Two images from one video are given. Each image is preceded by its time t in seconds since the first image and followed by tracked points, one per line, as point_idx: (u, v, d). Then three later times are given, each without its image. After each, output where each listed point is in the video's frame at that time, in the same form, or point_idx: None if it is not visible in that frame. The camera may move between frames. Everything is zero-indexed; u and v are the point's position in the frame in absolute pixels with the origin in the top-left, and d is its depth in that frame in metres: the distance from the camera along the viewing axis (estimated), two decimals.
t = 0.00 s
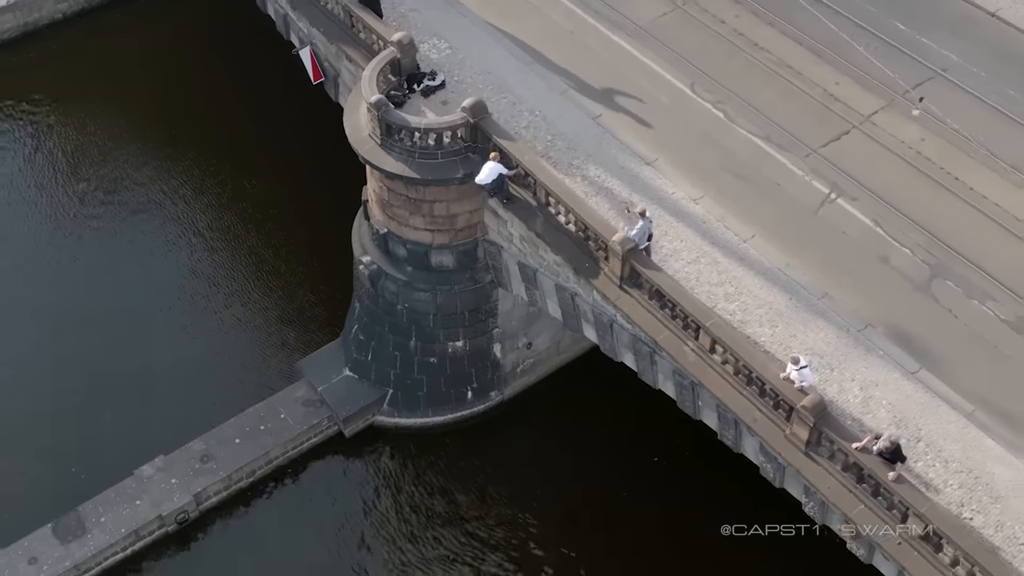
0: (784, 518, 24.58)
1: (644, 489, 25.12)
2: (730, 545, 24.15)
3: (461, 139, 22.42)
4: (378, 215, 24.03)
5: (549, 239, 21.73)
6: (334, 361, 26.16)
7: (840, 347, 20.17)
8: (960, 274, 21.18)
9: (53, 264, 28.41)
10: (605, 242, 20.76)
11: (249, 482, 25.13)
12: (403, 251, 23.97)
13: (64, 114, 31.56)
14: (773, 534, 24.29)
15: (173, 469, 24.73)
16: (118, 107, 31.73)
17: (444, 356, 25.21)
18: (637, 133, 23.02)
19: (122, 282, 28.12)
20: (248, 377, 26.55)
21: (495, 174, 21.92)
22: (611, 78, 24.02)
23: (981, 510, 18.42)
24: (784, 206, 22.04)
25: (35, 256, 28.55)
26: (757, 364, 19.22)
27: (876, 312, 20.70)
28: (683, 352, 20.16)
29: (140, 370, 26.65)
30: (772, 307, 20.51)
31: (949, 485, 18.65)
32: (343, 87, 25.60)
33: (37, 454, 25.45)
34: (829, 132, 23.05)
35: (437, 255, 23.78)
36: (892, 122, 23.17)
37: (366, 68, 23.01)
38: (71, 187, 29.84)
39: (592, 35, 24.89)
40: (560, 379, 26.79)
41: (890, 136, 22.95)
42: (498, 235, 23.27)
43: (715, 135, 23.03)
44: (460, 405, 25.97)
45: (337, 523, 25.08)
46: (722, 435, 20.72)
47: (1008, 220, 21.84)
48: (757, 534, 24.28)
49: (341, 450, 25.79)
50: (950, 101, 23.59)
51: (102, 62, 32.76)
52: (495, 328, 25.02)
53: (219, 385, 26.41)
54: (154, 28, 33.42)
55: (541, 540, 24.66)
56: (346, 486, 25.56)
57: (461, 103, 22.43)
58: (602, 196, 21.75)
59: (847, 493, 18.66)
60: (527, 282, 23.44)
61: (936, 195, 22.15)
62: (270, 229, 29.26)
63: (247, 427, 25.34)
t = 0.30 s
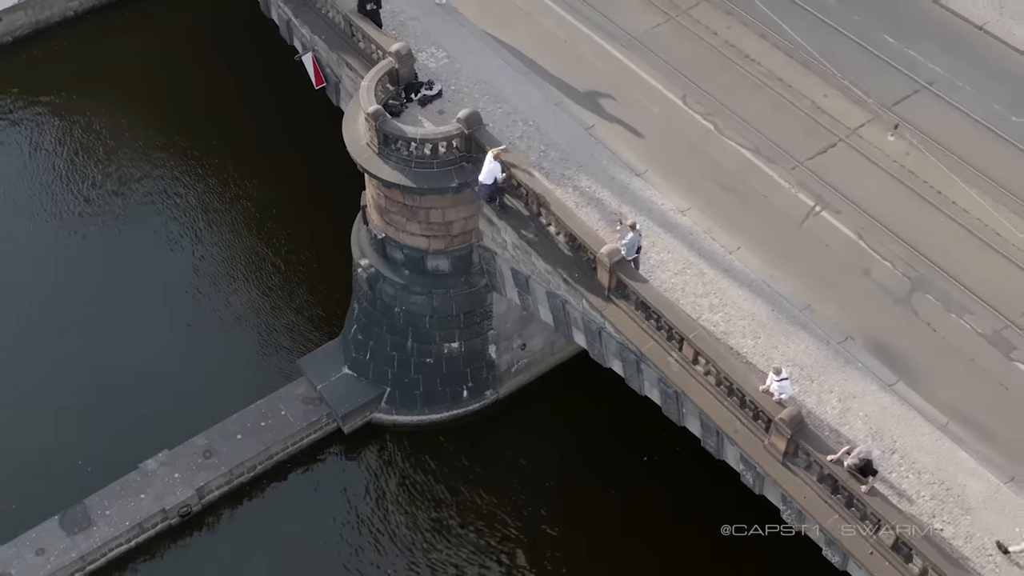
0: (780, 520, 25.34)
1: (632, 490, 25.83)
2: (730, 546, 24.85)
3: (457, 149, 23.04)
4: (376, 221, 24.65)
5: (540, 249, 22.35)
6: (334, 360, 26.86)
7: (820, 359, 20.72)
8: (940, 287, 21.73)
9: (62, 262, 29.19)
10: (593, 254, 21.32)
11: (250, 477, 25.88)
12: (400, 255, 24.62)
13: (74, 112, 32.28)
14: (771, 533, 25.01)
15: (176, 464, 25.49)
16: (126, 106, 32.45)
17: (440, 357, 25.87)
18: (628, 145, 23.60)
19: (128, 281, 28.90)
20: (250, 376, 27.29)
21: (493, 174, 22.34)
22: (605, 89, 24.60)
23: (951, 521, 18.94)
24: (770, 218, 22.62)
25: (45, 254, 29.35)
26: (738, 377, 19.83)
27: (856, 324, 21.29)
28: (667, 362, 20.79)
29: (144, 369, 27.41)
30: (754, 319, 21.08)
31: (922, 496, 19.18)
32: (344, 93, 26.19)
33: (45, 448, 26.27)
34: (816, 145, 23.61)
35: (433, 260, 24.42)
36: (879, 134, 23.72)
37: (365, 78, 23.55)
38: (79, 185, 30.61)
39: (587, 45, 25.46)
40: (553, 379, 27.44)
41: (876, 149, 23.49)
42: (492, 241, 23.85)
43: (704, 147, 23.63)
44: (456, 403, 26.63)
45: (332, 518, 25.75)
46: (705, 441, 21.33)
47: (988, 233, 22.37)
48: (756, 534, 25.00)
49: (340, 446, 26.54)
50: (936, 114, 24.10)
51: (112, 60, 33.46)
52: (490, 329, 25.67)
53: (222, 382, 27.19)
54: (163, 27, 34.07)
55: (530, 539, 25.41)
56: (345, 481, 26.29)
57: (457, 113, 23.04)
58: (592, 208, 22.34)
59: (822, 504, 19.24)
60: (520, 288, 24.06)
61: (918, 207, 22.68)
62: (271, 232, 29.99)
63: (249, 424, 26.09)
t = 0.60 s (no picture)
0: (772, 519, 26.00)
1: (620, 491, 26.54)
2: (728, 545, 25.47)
3: (449, 160, 23.53)
4: (371, 228, 25.25)
5: (529, 260, 22.93)
6: (331, 362, 27.55)
7: (798, 371, 21.22)
8: (917, 301, 22.31)
9: (68, 261, 29.90)
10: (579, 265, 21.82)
11: (249, 475, 26.57)
12: (394, 262, 25.21)
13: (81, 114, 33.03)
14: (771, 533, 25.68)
15: (177, 462, 26.16)
16: (132, 108, 33.19)
17: (434, 360, 26.52)
18: (616, 157, 24.20)
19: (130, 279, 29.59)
20: (248, 376, 28.00)
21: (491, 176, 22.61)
22: (595, 101, 25.22)
23: (921, 532, 19.34)
24: (754, 230, 23.22)
25: (51, 252, 30.07)
26: (717, 389, 20.31)
27: (835, 336, 21.84)
28: (649, 373, 21.37)
29: (145, 367, 28.11)
30: (735, 331, 21.61)
31: (893, 508, 19.60)
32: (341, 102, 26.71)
33: (48, 444, 26.99)
34: (800, 159, 24.32)
35: (426, 267, 24.99)
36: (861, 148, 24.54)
37: (360, 89, 23.94)
38: (84, 184, 31.33)
39: (580, 58, 26.06)
40: (544, 381, 28.15)
41: (858, 162, 24.27)
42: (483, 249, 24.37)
43: (691, 160, 24.26)
44: (449, 404, 27.32)
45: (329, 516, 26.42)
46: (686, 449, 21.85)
47: (966, 248, 23.02)
48: (756, 534, 25.67)
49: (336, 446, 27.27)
50: (916, 129, 24.95)
51: (118, 62, 34.18)
52: (482, 333, 26.29)
53: (220, 381, 27.90)
54: (168, 30, 34.77)
55: (521, 538, 26.16)
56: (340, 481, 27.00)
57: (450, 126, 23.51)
58: (580, 219, 22.86)
59: (797, 514, 19.74)
60: (511, 295, 24.60)
61: (897, 220, 23.34)
62: (271, 235, 30.67)
63: (247, 424, 26.77)
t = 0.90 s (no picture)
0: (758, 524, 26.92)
1: (603, 499, 27.29)
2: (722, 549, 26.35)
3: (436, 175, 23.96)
4: (361, 239, 25.87)
5: (510, 276, 23.54)
6: (323, 367, 28.29)
7: (770, 388, 21.75)
8: (888, 320, 22.93)
9: (68, 263, 30.66)
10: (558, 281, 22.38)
11: (242, 476, 27.31)
12: (383, 271, 25.83)
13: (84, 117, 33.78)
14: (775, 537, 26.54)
15: (172, 463, 26.94)
16: (134, 112, 33.94)
17: (422, 366, 27.20)
18: (598, 173, 24.83)
19: (128, 283, 30.33)
20: (243, 379, 28.72)
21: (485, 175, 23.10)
22: (580, 116, 25.89)
23: (884, 548, 19.80)
24: (732, 247, 23.86)
25: (52, 253, 30.84)
26: (690, 406, 20.86)
27: (806, 353, 22.43)
28: (625, 388, 21.97)
29: (143, 369, 28.91)
30: (710, 347, 22.20)
31: (857, 523, 20.09)
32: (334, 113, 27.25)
33: (48, 443, 27.80)
34: (777, 177, 25.02)
35: (414, 277, 25.61)
36: (838, 167, 25.26)
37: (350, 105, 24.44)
38: (87, 187, 32.11)
39: (566, 74, 26.75)
40: (530, 389, 28.84)
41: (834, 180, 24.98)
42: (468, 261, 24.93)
43: (672, 176, 24.92)
44: (438, 408, 28.02)
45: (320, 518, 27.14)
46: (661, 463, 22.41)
47: (937, 266, 23.68)
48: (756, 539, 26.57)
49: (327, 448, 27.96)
50: (893, 147, 25.65)
51: (120, 66, 34.89)
52: (469, 341, 26.95)
53: (216, 385, 28.66)
54: (171, 36, 35.50)
55: (510, 542, 26.85)
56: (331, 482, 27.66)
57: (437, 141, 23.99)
58: (562, 235, 23.48)
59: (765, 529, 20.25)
60: (495, 305, 25.16)
61: (869, 237, 24.07)
62: (268, 240, 31.43)
63: (241, 426, 27.52)
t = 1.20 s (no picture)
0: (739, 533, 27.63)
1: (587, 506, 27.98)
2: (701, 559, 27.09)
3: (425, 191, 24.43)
4: (353, 250, 26.34)
5: (495, 291, 23.94)
6: (317, 373, 28.94)
7: (746, 407, 22.25)
8: (863, 340, 23.52)
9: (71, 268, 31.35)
10: (540, 299, 22.91)
11: (238, 479, 28.02)
12: (374, 283, 26.35)
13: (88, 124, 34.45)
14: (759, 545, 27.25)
15: (169, 466, 27.65)
16: (138, 119, 34.60)
17: (413, 374, 27.84)
18: (583, 190, 25.43)
19: (129, 288, 31.04)
20: (240, 386, 29.43)
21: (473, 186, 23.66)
22: (568, 133, 26.53)
23: (852, 566, 20.22)
24: (712, 266, 24.47)
25: (56, 258, 31.52)
26: (667, 425, 21.27)
27: (781, 372, 22.97)
28: (604, 403, 22.29)
29: (144, 374, 29.62)
30: (687, 365, 22.72)
31: (826, 541, 20.52)
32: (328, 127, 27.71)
33: (49, 447, 28.50)
34: (759, 195, 25.70)
35: (404, 288, 26.13)
36: (818, 186, 26.02)
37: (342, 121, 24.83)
38: (91, 193, 32.81)
39: (555, 91, 27.41)
40: (518, 395, 29.47)
41: (813, 200, 25.69)
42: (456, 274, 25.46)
43: (656, 195, 25.54)
44: (428, 413, 28.70)
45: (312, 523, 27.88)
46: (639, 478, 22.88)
47: (912, 286, 24.31)
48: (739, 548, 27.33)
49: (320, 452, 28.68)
50: (871, 167, 26.37)
51: (125, 72, 35.50)
52: (459, 349, 27.57)
53: (213, 390, 29.36)
54: (174, 42, 36.10)
55: (497, 551, 27.61)
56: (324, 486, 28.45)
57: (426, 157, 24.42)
58: (546, 252, 24.05)
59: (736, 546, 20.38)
60: (482, 317, 25.66)
61: (846, 258, 24.73)
62: (267, 248, 32.12)
63: (236, 431, 28.20)
